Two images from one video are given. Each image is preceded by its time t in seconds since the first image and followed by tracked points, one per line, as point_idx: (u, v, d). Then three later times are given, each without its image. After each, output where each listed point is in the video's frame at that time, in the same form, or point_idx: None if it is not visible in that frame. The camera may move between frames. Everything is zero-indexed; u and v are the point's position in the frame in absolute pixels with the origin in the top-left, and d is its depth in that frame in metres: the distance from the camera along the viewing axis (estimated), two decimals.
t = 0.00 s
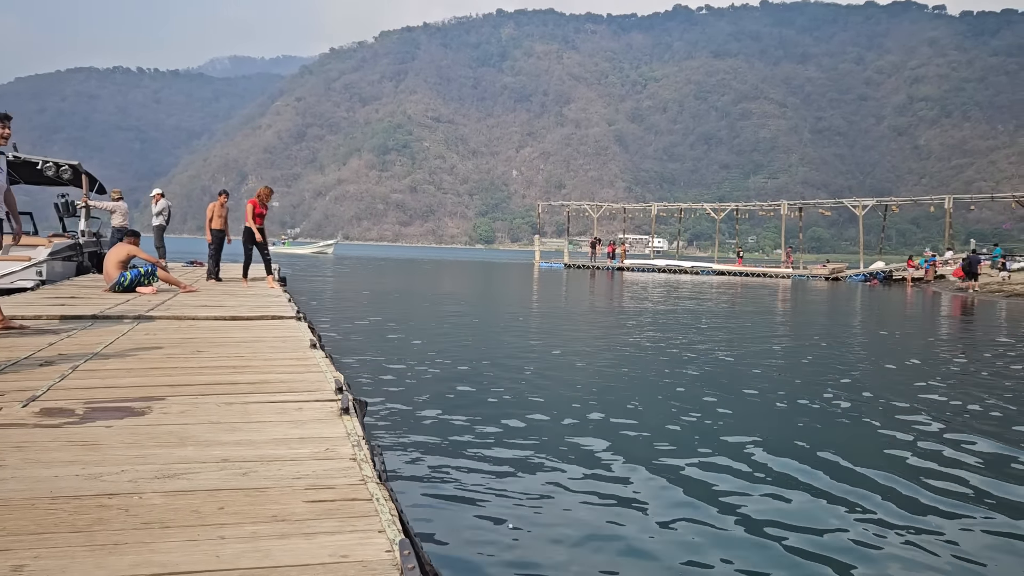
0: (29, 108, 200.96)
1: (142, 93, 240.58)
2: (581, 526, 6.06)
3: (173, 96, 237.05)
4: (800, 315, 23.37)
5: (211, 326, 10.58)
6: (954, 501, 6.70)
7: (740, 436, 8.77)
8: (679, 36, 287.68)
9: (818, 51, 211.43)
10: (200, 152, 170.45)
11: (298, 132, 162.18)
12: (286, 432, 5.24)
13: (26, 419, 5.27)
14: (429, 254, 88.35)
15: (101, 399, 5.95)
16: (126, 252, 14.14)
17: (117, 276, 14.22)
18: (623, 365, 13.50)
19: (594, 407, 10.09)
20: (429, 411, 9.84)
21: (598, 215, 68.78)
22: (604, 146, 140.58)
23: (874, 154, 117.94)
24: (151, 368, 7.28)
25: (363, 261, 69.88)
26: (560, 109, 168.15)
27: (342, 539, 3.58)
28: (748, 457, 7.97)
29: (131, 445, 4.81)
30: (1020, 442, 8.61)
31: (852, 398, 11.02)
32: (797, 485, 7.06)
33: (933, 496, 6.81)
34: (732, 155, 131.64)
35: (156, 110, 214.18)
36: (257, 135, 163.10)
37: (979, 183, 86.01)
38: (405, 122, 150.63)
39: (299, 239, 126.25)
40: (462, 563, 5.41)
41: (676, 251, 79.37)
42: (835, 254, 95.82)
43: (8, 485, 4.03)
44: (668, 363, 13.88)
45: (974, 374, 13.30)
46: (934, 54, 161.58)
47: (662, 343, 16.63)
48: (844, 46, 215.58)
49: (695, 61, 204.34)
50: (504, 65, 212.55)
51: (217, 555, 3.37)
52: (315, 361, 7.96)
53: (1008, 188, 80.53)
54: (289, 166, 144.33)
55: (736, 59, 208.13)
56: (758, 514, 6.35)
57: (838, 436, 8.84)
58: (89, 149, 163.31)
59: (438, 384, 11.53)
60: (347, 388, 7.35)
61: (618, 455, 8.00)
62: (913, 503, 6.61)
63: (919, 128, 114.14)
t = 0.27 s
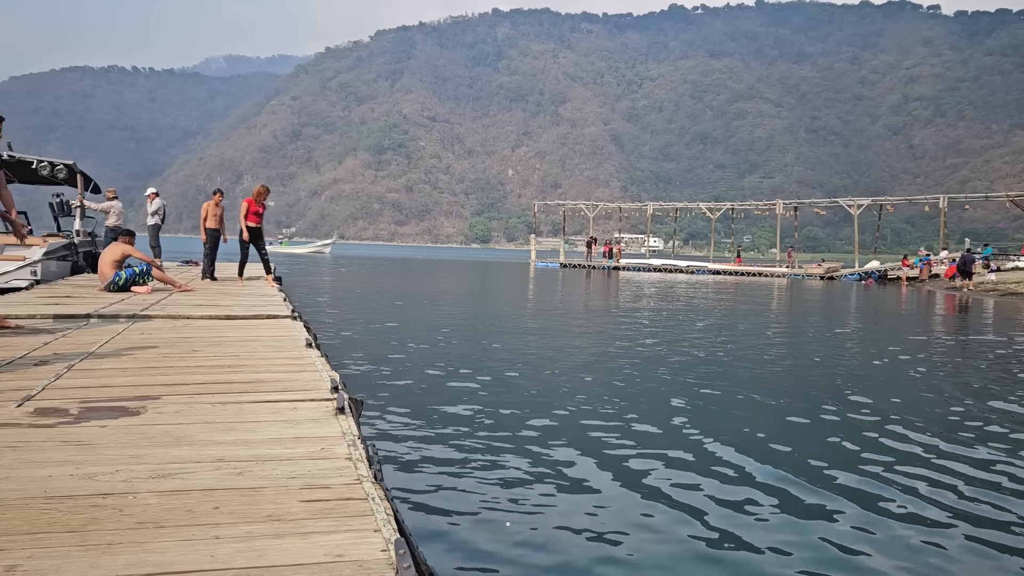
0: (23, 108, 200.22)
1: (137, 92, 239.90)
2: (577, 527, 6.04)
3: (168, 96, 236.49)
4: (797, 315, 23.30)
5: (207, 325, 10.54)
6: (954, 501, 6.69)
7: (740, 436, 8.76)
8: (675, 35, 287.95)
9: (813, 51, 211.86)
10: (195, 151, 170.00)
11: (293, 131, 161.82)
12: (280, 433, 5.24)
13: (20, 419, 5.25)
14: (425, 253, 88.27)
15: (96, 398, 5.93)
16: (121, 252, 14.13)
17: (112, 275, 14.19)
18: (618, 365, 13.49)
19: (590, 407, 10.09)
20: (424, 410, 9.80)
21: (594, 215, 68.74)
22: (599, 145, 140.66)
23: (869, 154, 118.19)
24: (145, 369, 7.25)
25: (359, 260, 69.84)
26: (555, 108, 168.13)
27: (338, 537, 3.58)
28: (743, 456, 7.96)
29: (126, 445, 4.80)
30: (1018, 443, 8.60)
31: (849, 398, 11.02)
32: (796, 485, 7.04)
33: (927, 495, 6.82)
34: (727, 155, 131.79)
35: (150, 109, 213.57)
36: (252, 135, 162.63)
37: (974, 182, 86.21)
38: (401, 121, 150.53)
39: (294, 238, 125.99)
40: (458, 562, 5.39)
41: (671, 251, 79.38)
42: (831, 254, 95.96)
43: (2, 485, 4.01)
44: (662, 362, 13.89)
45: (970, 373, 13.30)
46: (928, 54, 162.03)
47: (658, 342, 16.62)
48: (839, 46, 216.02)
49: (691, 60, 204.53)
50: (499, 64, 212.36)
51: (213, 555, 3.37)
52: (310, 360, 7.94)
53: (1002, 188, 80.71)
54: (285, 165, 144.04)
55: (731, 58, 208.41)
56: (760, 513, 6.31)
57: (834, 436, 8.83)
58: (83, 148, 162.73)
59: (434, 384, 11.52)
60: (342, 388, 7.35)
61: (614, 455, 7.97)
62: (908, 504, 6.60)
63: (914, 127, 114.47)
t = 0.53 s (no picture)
0: (16, 107, 199.49)
1: (130, 92, 239.24)
2: (572, 527, 6.01)
3: (162, 95, 235.92)
4: (791, 315, 23.27)
5: (201, 325, 10.52)
6: (949, 501, 6.69)
7: (735, 436, 8.77)
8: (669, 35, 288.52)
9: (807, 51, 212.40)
10: (188, 151, 169.56)
11: (288, 130, 161.53)
12: (275, 432, 5.23)
13: (13, 420, 5.24)
14: (420, 253, 88.12)
15: (89, 399, 5.91)
16: (115, 252, 14.08)
17: (106, 275, 14.13)
18: (613, 364, 13.48)
19: (585, 407, 10.09)
20: (419, 410, 9.80)
21: (588, 215, 68.75)
22: (594, 145, 140.74)
23: (863, 154, 118.54)
24: (139, 369, 7.23)
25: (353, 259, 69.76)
26: (550, 107, 168.19)
27: (332, 539, 3.57)
28: (737, 455, 7.98)
29: (118, 446, 4.78)
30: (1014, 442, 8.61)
31: (843, 398, 11.02)
32: (792, 484, 7.04)
33: (920, 494, 6.85)
34: (721, 154, 132.05)
35: (144, 108, 212.95)
36: (246, 134, 162.23)
37: (967, 181, 86.56)
38: (395, 121, 150.45)
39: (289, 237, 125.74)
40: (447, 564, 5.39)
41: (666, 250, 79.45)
42: (825, 253, 96.23)
43: None
44: (657, 362, 13.89)
45: (964, 373, 13.30)
46: (921, 54, 162.55)
47: (654, 342, 16.60)
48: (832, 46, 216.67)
49: (685, 60, 204.74)
50: (494, 64, 212.37)
51: (207, 556, 3.36)
52: (305, 361, 7.93)
53: (995, 188, 81.05)
54: (279, 164, 143.77)
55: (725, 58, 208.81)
56: (755, 512, 6.30)
57: (828, 436, 8.84)
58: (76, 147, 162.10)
59: (429, 384, 11.49)
60: (337, 388, 7.36)
61: (610, 455, 7.97)
62: (900, 504, 6.60)
63: (908, 127, 114.86)
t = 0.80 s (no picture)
0: (8, 106, 198.60)
1: (122, 90, 238.43)
2: (569, 527, 6.00)
3: (155, 95, 235.17)
4: (785, 314, 23.23)
5: (195, 324, 10.50)
6: (942, 498, 6.70)
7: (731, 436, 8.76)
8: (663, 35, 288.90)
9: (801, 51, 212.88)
10: (182, 150, 169.00)
11: (282, 129, 161.15)
12: (268, 434, 5.21)
13: (7, 420, 5.21)
14: (415, 253, 88.00)
15: (84, 400, 5.89)
16: (108, 251, 14.02)
17: (98, 274, 14.06)
18: (606, 364, 13.46)
19: (578, 407, 10.07)
20: (411, 410, 9.77)
21: (583, 214, 68.70)
22: (588, 145, 140.81)
23: (856, 153, 118.84)
24: (133, 368, 7.20)
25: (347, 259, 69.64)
26: (544, 107, 168.17)
27: (328, 538, 3.56)
28: (731, 454, 7.96)
29: (111, 446, 4.77)
30: (1009, 441, 8.62)
31: (836, 398, 11.05)
32: (786, 484, 7.04)
33: (913, 494, 6.86)
34: (715, 154, 132.30)
35: (137, 107, 212.19)
36: (240, 134, 161.79)
37: (960, 181, 86.87)
38: (390, 120, 150.29)
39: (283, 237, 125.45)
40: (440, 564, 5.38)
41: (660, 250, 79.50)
42: (819, 253, 96.44)
43: None
44: (650, 361, 13.88)
45: (956, 373, 13.32)
46: (915, 54, 162.90)
47: (647, 342, 16.60)
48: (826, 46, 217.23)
49: (679, 60, 204.90)
50: (488, 64, 212.23)
51: (201, 556, 3.35)
52: (300, 360, 7.91)
53: (988, 187, 81.36)
54: (273, 163, 143.43)
55: (719, 58, 209.15)
56: (752, 512, 6.28)
57: (822, 435, 8.85)
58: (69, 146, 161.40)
59: (422, 383, 11.49)
60: (331, 386, 7.36)
61: (603, 455, 7.97)
62: (894, 504, 6.59)
63: (901, 127, 115.21)
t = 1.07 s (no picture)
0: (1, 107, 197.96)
1: (117, 91, 237.78)
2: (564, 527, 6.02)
3: (149, 96, 234.64)
4: (779, 315, 23.27)
5: (190, 325, 10.49)
6: (938, 497, 6.72)
7: (727, 436, 8.76)
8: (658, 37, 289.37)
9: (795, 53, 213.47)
10: (176, 150, 168.65)
11: (277, 130, 161.00)
12: (263, 434, 5.20)
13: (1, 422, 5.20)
14: (409, 254, 87.98)
15: (79, 400, 5.89)
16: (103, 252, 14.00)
17: (93, 275, 14.03)
18: (600, 365, 13.48)
19: (573, 407, 10.09)
20: (405, 411, 9.78)
21: (578, 215, 68.78)
22: (583, 146, 140.92)
23: (851, 155, 119.20)
24: (129, 370, 7.20)
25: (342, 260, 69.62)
26: (539, 108, 168.27)
27: (323, 538, 3.58)
28: (724, 455, 7.99)
29: (104, 447, 4.77)
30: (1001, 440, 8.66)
31: (830, 398, 11.08)
32: (781, 483, 7.04)
33: (907, 494, 6.88)
34: (710, 155, 132.52)
35: (132, 107, 211.67)
36: (235, 134, 161.47)
37: (953, 182, 87.20)
38: (385, 121, 150.28)
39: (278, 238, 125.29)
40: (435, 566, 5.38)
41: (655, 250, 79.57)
42: (813, 253, 96.71)
43: None
44: (646, 363, 13.88)
45: (949, 373, 13.37)
46: (909, 56, 163.40)
47: (641, 342, 16.65)
48: (820, 47, 217.94)
49: (674, 60, 205.19)
50: (483, 65, 212.45)
51: (195, 559, 3.35)
52: (295, 361, 7.92)
53: (982, 188, 81.67)
54: (268, 164, 143.28)
55: (714, 60, 209.58)
56: (747, 511, 6.29)
57: (815, 434, 8.87)
58: (62, 147, 160.87)
59: (418, 384, 11.48)
60: (326, 388, 7.35)
61: (597, 456, 7.97)
62: (887, 504, 6.60)
63: (895, 128, 115.58)
